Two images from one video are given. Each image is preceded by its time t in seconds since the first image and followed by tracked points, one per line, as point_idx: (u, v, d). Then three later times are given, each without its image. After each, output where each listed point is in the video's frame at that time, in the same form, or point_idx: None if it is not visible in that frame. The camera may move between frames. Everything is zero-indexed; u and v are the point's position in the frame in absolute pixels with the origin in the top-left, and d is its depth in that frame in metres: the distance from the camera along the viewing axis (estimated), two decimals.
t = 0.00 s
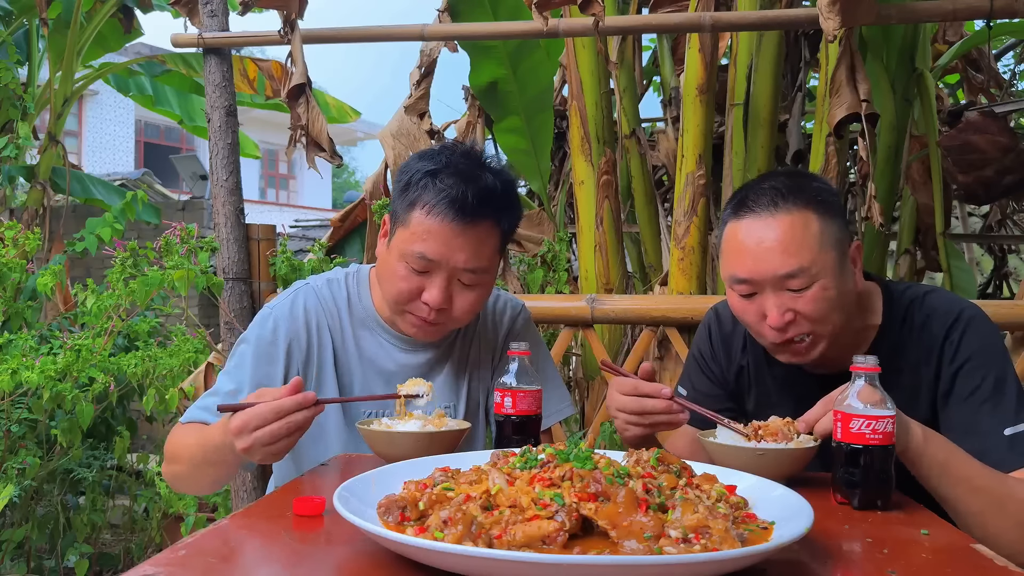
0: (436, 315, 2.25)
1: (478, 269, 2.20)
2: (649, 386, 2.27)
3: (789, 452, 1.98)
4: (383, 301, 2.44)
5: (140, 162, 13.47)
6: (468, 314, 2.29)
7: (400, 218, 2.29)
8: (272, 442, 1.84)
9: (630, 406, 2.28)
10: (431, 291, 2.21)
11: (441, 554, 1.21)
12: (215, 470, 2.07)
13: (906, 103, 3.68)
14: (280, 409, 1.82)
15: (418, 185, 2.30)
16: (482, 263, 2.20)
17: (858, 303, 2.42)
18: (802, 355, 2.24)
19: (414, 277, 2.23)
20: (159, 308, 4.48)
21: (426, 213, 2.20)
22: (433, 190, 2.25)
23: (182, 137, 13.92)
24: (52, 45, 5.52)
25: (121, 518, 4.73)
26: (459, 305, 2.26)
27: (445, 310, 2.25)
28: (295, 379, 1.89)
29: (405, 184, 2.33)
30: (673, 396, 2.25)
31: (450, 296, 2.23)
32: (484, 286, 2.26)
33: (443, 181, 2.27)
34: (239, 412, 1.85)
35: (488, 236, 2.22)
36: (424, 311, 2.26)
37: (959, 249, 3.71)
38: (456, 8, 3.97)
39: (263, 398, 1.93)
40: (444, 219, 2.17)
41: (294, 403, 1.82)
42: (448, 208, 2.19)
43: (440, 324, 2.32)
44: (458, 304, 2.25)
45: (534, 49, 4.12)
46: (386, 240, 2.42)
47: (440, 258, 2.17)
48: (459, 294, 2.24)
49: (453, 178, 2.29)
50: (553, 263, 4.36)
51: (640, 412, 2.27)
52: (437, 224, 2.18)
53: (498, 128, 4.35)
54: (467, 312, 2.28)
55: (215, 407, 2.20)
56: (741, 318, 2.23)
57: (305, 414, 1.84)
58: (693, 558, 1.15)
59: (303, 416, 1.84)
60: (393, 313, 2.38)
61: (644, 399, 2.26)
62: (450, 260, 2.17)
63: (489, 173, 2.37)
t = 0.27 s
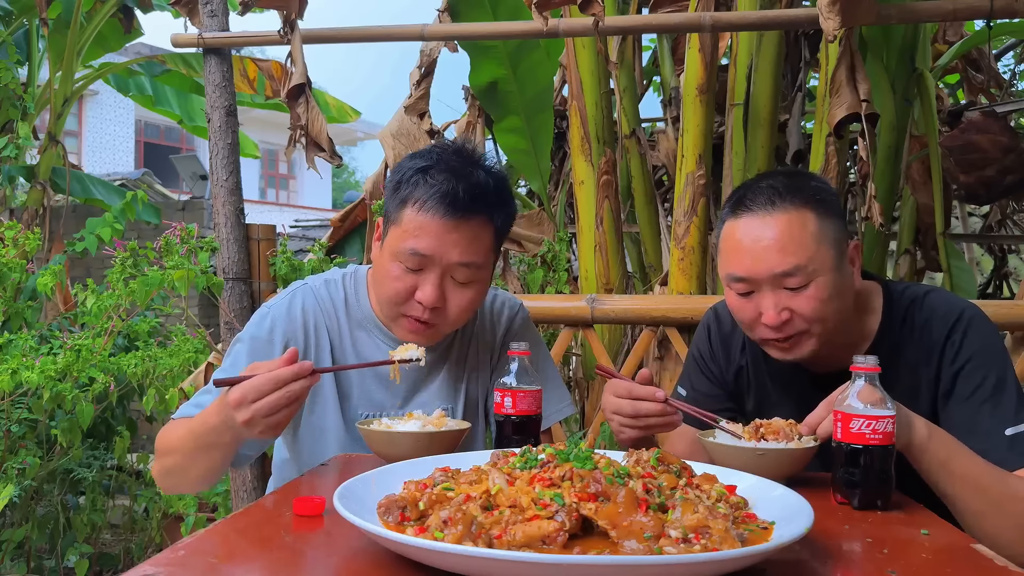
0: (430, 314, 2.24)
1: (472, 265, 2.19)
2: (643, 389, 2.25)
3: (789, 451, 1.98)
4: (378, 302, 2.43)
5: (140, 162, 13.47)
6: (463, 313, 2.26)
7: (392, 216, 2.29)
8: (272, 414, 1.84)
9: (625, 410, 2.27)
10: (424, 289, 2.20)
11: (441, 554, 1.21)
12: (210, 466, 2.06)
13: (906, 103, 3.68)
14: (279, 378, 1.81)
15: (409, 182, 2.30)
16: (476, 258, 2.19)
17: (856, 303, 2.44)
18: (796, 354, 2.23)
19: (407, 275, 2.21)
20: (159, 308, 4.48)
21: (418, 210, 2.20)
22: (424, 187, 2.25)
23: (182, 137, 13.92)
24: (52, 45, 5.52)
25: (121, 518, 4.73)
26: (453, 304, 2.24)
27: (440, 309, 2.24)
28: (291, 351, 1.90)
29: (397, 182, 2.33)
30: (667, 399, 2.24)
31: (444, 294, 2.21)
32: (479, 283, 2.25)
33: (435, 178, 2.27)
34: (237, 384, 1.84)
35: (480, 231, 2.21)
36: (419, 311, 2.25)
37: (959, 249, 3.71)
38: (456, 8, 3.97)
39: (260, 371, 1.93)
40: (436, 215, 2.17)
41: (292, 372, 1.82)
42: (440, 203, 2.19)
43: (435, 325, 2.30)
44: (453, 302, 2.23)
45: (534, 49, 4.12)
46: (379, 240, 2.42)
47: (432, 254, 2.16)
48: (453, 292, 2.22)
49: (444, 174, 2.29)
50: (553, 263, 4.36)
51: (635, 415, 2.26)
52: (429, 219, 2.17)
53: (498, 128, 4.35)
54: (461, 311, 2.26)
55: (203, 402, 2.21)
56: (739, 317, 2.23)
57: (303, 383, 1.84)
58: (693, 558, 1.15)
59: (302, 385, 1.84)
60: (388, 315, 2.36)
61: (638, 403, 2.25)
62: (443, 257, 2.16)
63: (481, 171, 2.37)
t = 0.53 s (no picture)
0: (428, 316, 2.24)
1: (471, 264, 2.19)
2: (664, 377, 2.26)
3: (789, 451, 1.98)
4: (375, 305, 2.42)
5: (140, 162, 13.47)
6: (461, 315, 2.26)
7: (390, 216, 2.29)
8: (278, 408, 1.84)
9: (641, 396, 2.27)
10: (423, 291, 2.19)
11: (441, 555, 1.21)
12: (213, 468, 2.07)
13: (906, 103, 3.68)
14: (283, 372, 1.81)
15: (406, 182, 2.30)
16: (475, 257, 2.19)
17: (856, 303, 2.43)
18: (794, 356, 2.23)
19: (405, 276, 2.21)
20: (159, 307, 4.49)
21: (416, 210, 2.20)
22: (422, 187, 2.25)
23: (182, 137, 13.92)
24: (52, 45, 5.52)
25: (121, 518, 4.73)
26: (452, 305, 2.23)
27: (438, 311, 2.23)
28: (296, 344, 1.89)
29: (394, 182, 2.33)
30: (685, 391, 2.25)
31: (443, 295, 2.21)
32: (479, 284, 2.24)
33: (432, 177, 2.27)
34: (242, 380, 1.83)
35: (479, 231, 2.22)
36: (416, 312, 2.25)
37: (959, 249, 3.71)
38: (456, 8, 3.97)
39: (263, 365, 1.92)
40: (434, 215, 2.17)
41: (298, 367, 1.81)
42: (437, 203, 2.19)
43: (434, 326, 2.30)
44: (451, 303, 2.23)
45: (534, 49, 4.12)
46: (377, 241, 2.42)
47: (430, 254, 2.16)
48: (452, 293, 2.22)
49: (442, 174, 2.29)
50: (553, 263, 4.36)
51: (650, 402, 2.27)
52: (427, 219, 2.17)
53: (498, 128, 4.35)
54: (460, 312, 2.26)
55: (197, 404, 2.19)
56: (739, 317, 2.23)
57: (308, 377, 1.84)
58: (693, 558, 1.15)
59: (308, 378, 1.83)
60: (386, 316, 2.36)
61: (657, 390, 2.25)
62: (441, 256, 2.16)
63: (479, 170, 2.38)
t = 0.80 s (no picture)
0: (430, 316, 2.23)
1: (474, 264, 2.18)
2: (657, 389, 2.27)
3: (789, 452, 1.98)
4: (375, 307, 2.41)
5: (140, 162, 13.47)
6: (464, 316, 2.26)
7: (392, 216, 2.29)
8: (296, 409, 1.84)
9: (638, 410, 2.27)
10: (425, 290, 2.19)
11: (441, 555, 1.21)
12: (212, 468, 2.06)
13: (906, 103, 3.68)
14: (298, 372, 1.81)
15: (410, 182, 2.30)
16: (477, 257, 2.19)
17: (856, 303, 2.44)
18: (796, 354, 2.23)
19: (407, 276, 2.20)
20: (159, 307, 4.49)
21: (420, 208, 2.20)
22: (425, 186, 2.25)
23: (182, 137, 13.92)
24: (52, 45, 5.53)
25: (121, 518, 4.73)
26: (454, 306, 2.23)
27: (440, 311, 2.23)
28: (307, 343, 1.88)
29: (398, 182, 2.33)
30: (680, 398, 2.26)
31: (444, 295, 2.21)
32: (481, 285, 2.24)
33: (436, 176, 2.28)
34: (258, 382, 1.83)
35: (482, 230, 2.21)
36: (418, 312, 2.24)
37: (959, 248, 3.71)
38: (456, 8, 3.97)
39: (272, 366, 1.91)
40: (437, 214, 2.17)
41: (312, 366, 1.82)
42: (441, 201, 2.19)
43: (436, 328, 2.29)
44: (454, 304, 2.22)
45: (534, 49, 4.12)
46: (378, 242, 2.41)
47: (432, 253, 2.16)
48: (454, 293, 2.21)
49: (445, 173, 2.29)
50: (553, 263, 4.36)
51: (648, 414, 2.26)
52: (430, 218, 2.18)
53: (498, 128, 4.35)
54: (463, 313, 2.25)
55: (201, 409, 2.19)
56: (741, 315, 2.23)
57: (321, 375, 1.85)
58: (693, 558, 1.15)
59: (321, 378, 1.84)
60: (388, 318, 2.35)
61: (653, 402, 2.25)
62: (444, 255, 2.16)
63: (483, 171, 2.38)
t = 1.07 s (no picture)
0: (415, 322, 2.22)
1: (462, 271, 2.17)
2: (645, 393, 2.27)
3: (789, 451, 1.98)
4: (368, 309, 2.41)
5: (140, 162, 13.47)
6: (447, 324, 2.24)
7: (387, 219, 2.28)
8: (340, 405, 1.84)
9: (632, 417, 2.27)
10: (411, 294, 2.18)
11: (441, 555, 1.21)
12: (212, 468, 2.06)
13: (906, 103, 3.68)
14: (337, 371, 1.78)
15: (407, 185, 2.30)
16: (466, 264, 2.17)
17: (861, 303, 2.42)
18: (797, 348, 2.23)
19: (395, 278, 2.19)
20: (159, 307, 4.49)
21: (412, 212, 2.20)
22: (420, 190, 2.25)
23: (182, 137, 13.92)
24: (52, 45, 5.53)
25: (121, 518, 4.73)
26: (440, 312, 2.21)
27: (425, 317, 2.22)
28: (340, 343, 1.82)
29: (396, 184, 2.34)
30: (671, 398, 2.26)
31: (431, 301, 2.19)
32: (469, 293, 2.23)
33: (432, 181, 2.28)
34: (299, 386, 1.80)
35: (472, 237, 2.20)
36: (402, 317, 2.23)
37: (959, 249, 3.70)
38: (456, 8, 3.97)
39: (299, 364, 1.85)
40: (429, 218, 2.17)
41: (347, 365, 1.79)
42: (433, 207, 2.19)
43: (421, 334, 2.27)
44: (438, 311, 2.21)
45: (534, 49, 4.12)
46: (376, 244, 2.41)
47: (420, 257, 2.14)
48: (440, 299, 2.20)
49: (442, 178, 2.29)
50: (553, 263, 4.36)
51: (642, 419, 2.27)
52: (421, 222, 2.17)
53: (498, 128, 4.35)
54: (447, 321, 2.23)
55: (212, 412, 2.19)
56: (742, 310, 2.23)
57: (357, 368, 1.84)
58: (693, 558, 1.15)
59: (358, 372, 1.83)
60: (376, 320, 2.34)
61: (644, 407, 2.25)
62: (430, 261, 2.14)
63: (481, 178, 2.37)
